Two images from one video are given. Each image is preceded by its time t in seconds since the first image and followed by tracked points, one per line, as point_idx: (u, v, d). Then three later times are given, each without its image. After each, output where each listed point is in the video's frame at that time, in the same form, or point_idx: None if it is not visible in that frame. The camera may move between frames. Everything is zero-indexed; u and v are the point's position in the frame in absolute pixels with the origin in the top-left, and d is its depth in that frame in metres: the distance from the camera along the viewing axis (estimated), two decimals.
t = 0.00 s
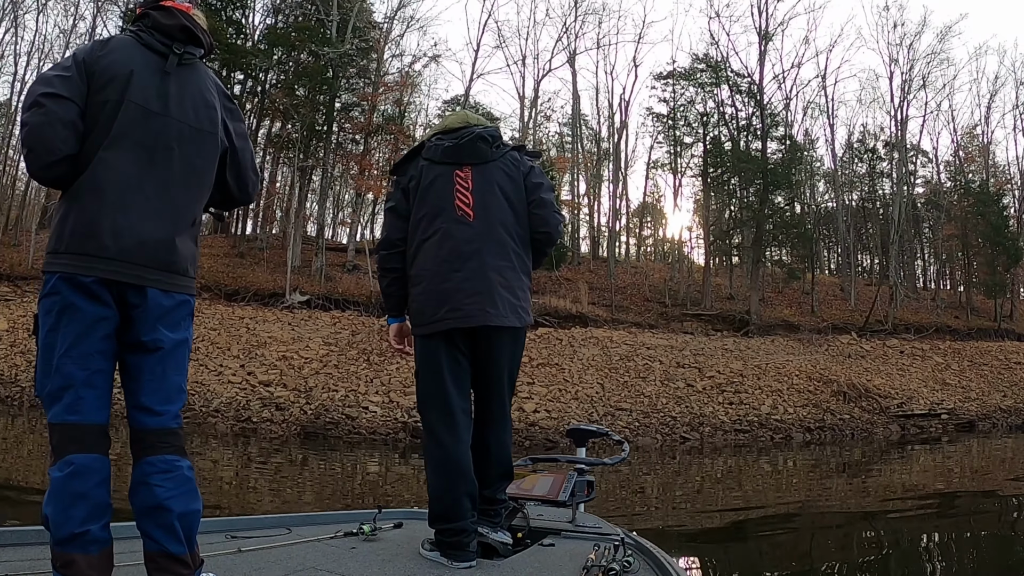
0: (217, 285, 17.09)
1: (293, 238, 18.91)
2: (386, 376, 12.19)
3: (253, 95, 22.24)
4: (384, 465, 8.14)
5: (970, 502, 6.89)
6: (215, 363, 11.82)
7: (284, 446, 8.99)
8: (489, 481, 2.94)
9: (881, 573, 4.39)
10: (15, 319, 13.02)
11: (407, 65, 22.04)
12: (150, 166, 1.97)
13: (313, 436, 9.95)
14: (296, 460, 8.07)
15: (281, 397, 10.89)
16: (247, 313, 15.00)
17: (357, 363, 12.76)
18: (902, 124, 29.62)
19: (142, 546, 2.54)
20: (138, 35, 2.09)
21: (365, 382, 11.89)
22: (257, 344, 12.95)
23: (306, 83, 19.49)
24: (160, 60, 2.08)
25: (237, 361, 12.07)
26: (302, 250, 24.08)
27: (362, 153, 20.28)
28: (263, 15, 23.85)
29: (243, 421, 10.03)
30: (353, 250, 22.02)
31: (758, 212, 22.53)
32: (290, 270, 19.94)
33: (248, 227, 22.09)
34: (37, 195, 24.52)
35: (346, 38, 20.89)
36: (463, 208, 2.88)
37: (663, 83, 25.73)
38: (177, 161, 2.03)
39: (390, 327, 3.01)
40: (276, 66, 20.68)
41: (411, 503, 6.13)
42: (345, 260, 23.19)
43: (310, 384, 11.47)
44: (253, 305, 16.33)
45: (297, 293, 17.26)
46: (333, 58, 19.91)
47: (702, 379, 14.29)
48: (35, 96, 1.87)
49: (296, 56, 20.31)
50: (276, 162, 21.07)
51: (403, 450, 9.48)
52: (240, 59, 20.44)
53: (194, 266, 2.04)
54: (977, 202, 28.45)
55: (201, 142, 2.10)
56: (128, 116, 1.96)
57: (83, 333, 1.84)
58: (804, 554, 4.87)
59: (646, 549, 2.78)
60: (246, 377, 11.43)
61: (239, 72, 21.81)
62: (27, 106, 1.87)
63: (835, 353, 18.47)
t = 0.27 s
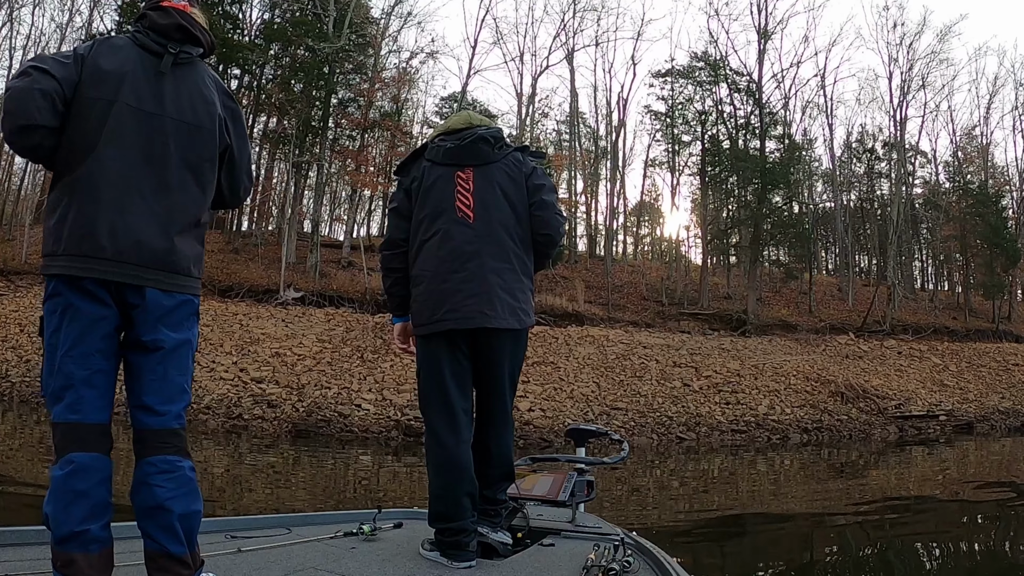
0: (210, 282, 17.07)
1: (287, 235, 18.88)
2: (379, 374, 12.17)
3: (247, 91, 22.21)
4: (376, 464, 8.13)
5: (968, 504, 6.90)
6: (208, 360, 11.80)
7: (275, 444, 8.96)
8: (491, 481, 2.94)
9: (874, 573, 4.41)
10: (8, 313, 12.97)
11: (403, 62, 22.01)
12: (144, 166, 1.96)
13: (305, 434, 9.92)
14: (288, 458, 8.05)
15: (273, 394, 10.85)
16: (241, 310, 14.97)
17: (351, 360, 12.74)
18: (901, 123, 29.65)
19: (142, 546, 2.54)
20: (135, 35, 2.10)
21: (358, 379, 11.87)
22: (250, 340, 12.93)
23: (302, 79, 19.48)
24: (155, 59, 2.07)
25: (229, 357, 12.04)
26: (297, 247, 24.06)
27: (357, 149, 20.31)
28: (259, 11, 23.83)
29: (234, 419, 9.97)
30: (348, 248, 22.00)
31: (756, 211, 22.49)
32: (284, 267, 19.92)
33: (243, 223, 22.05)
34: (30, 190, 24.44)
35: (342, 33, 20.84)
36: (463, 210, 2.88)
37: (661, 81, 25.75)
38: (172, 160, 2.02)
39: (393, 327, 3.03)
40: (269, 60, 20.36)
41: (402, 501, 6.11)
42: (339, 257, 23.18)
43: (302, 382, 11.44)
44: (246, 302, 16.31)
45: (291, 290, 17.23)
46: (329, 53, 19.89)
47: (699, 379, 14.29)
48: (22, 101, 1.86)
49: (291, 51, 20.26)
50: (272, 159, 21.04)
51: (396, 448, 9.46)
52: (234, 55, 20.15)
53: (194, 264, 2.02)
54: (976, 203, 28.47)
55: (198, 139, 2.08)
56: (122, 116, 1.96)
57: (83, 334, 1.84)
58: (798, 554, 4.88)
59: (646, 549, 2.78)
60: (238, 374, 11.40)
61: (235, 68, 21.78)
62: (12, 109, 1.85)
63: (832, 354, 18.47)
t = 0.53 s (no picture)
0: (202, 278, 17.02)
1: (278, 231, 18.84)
2: (370, 371, 12.16)
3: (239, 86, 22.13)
4: (367, 462, 8.10)
5: (964, 505, 6.91)
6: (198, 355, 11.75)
7: (263, 441, 8.90)
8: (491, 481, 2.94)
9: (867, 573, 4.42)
10: None
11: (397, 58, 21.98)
12: (137, 166, 1.95)
13: (294, 431, 9.87)
14: (277, 455, 8.01)
15: (263, 391, 10.78)
16: (232, 306, 14.92)
17: (342, 357, 12.72)
18: (897, 123, 29.74)
19: (143, 546, 2.53)
20: (131, 34, 2.10)
21: (349, 377, 11.85)
22: (241, 337, 12.89)
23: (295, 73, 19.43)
24: (150, 58, 2.06)
25: (220, 353, 11.99)
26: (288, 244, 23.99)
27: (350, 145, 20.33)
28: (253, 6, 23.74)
29: (222, 415, 9.89)
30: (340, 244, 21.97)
31: (752, 210, 22.46)
32: (276, 263, 19.87)
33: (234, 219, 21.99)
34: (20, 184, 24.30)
35: (336, 28, 20.78)
36: (462, 211, 2.88)
37: (657, 78, 25.78)
38: (166, 158, 2.01)
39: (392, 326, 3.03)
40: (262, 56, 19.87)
41: (389, 499, 6.09)
42: (331, 254, 23.15)
43: (293, 379, 11.41)
44: (237, 298, 16.26)
45: (283, 286, 17.18)
46: (322, 48, 19.82)
47: (693, 378, 14.30)
48: (12, 106, 1.86)
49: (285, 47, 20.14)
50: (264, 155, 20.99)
51: (387, 447, 9.42)
52: (228, 49, 19.11)
53: (193, 262, 2.01)
54: (973, 203, 28.54)
55: (193, 137, 2.07)
56: (115, 116, 1.95)
57: (85, 333, 1.85)
58: (792, 554, 4.88)
59: (646, 550, 2.78)
60: (228, 369, 11.34)
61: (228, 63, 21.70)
62: (2, 113, 1.85)
63: (828, 354, 18.50)
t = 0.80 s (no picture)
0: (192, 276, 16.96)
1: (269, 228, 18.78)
2: (360, 370, 12.13)
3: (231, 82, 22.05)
4: (356, 462, 8.06)
5: (959, 506, 6.96)
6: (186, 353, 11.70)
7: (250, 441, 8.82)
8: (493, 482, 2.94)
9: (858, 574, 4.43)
10: None
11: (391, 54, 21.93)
12: (138, 163, 1.95)
13: (281, 430, 9.79)
14: (265, 455, 7.97)
15: (252, 390, 10.72)
16: (223, 304, 14.87)
17: (332, 356, 12.69)
18: (891, 123, 29.83)
19: (143, 546, 2.53)
20: (133, 33, 2.10)
21: (338, 376, 11.81)
22: (231, 335, 12.83)
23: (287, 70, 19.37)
24: (151, 55, 2.06)
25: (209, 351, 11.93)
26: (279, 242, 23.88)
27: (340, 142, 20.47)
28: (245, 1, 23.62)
29: (210, 414, 9.83)
30: (331, 243, 21.94)
31: (746, 209, 22.51)
32: (267, 260, 19.82)
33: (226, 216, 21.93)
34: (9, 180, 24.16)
35: (329, 25, 20.71)
36: (463, 211, 2.88)
37: (652, 77, 25.80)
38: (168, 154, 2.00)
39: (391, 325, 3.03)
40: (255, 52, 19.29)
41: (375, 499, 6.05)
42: (323, 252, 23.12)
43: (281, 377, 11.36)
44: (227, 296, 16.21)
45: (273, 283, 17.12)
46: (313, 44, 19.72)
47: (686, 378, 14.31)
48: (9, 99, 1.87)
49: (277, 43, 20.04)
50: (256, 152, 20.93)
51: (376, 447, 9.38)
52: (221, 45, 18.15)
53: (197, 261, 2.00)
54: (967, 204, 28.70)
55: (195, 132, 2.05)
56: (117, 113, 1.95)
57: (88, 334, 1.85)
58: (785, 555, 4.89)
59: (646, 550, 2.79)
60: (217, 368, 11.28)
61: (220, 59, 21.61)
62: None
63: (822, 353, 18.54)
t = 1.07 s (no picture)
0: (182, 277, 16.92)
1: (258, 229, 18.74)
2: (348, 370, 12.07)
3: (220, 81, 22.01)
4: (343, 464, 8.02)
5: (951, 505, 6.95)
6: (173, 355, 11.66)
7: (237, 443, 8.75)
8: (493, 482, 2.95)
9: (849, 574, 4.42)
10: None
11: (380, 53, 21.91)
12: (140, 165, 1.94)
13: (266, 432, 9.71)
14: (252, 457, 7.92)
15: (238, 391, 10.66)
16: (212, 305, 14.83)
17: (320, 357, 12.65)
18: (882, 123, 29.90)
19: (142, 546, 2.53)
20: (137, 34, 2.10)
21: (326, 376, 11.75)
22: (219, 336, 12.79)
23: (277, 69, 19.36)
24: (154, 57, 2.05)
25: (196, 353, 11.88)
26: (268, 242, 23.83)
27: (331, 142, 20.39)
28: None
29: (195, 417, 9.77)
30: (321, 243, 21.93)
31: (737, 208, 22.54)
32: (257, 261, 19.78)
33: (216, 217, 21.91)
34: None
35: (317, 23, 20.64)
36: (462, 211, 2.88)
37: (642, 76, 25.84)
38: (170, 158, 2.00)
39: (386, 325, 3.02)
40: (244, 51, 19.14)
41: (358, 502, 6.02)
42: (312, 252, 23.09)
43: (268, 378, 11.29)
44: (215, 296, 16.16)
45: (261, 284, 17.05)
46: (302, 43, 19.68)
47: (676, 378, 14.31)
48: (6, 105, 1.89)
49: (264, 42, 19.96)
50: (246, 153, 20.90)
51: (363, 449, 9.32)
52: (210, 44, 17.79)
53: (200, 264, 2.00)
54: (959, 203, 28.78)
55: (198, 135, 2.05)
56: (120, 118, 1.95)
57: (90, 334, 1.85)
58: (777, 556, 4.88)
59: (646, 550, 2.78)
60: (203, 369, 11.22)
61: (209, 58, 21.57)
62: None
63: (813, 353, 18.55)
